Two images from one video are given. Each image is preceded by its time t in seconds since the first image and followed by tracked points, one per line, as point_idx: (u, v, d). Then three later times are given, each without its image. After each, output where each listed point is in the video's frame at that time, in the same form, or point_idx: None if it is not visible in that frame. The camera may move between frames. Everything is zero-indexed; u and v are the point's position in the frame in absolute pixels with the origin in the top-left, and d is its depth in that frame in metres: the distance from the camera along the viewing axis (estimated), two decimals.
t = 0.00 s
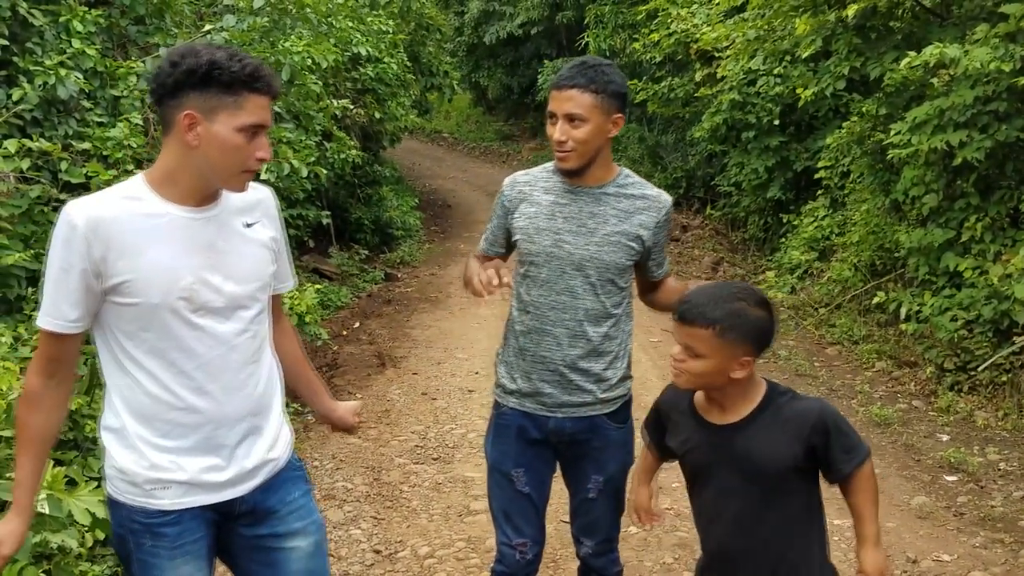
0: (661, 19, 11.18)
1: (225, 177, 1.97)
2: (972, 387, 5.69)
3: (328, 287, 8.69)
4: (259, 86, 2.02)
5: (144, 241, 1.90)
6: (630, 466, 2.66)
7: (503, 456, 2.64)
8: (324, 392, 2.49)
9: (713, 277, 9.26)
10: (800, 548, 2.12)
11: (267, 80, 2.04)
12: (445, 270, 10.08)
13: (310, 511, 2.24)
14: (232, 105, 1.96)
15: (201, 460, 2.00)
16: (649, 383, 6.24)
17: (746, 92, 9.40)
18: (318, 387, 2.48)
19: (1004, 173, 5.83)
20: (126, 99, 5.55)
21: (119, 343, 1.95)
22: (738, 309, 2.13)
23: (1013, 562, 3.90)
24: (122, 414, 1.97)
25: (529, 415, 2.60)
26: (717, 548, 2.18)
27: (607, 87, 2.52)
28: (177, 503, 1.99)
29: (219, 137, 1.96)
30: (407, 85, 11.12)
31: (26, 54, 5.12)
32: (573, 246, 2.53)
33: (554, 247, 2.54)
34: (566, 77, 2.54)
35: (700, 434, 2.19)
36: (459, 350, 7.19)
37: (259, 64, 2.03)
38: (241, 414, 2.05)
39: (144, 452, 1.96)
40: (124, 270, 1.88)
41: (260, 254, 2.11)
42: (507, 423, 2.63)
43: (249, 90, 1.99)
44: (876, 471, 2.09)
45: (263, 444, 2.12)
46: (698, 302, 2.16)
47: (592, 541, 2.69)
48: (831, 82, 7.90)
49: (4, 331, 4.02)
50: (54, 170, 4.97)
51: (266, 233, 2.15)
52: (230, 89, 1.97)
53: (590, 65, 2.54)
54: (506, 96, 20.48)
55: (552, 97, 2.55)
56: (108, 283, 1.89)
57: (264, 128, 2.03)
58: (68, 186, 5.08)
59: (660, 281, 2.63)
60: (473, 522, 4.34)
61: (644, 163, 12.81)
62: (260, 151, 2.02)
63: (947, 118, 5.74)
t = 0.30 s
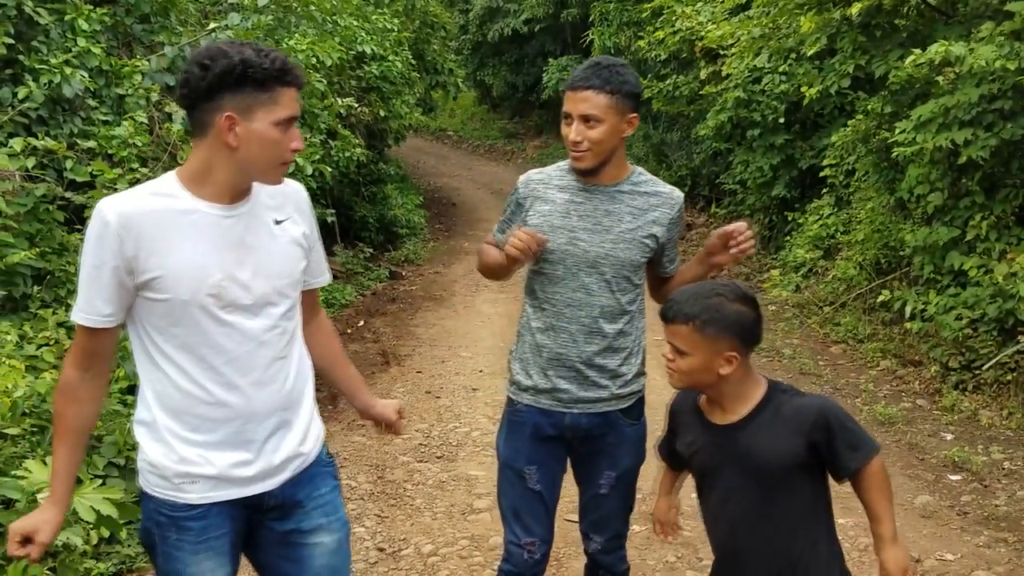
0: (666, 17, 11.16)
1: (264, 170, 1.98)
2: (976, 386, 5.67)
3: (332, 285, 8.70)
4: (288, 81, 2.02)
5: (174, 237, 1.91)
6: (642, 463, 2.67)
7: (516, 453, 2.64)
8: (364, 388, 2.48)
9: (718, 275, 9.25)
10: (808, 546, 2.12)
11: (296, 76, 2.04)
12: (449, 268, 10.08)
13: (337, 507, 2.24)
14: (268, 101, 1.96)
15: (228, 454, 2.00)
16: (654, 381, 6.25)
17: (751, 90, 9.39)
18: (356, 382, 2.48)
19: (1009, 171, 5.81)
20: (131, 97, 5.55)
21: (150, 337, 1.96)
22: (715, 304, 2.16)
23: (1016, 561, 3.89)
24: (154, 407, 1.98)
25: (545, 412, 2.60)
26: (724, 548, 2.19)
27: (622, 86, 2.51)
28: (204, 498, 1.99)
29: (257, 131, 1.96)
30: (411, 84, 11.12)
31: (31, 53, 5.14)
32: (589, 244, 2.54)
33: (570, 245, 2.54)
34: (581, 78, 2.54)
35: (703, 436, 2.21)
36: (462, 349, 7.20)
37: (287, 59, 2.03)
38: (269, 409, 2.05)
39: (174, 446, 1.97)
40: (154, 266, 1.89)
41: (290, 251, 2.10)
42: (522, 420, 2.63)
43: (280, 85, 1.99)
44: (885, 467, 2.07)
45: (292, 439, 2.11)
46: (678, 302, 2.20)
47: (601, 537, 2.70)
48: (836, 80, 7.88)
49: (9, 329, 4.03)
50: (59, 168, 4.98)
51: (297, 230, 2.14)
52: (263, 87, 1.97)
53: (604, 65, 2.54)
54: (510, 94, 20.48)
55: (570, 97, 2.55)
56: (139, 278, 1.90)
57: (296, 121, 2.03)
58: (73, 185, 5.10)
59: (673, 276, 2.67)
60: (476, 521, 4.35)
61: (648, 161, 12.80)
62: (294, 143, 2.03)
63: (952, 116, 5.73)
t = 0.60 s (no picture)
0: (669, 15, 11.17)
1: (273, 170, 1.98)
2: (979, 386, 5.66)
3: (335, 284, 8.71)
4: (299, 80, 2.01)
5: (186, 236, 1.91)
6: (648, 459, 2.68)
7: (524, 447, 2.64)
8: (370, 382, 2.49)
9: (720, 275, 9.24)
10: None
11: (306, 75, 2.04)
12: (451, 268, 10.08)
13: (347, 505, 2.24)
14: (278, 100, 1.96)
15: (240, 453, 2.01)
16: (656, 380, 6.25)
17: (754, 89, 9.39)
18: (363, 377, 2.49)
19: (1012, 171, 5.79)
20: (134, 96, 5.55)
21: (162, 336, 1.96)
22: (727, 308, 2.07)
23: (1018, 562, 3.89)
24: (166, 406, 1.99)
25: (555, 406, 2.60)
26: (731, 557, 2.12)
27: (635, 87, 2.51)
28: (216, 496, 1.99)
29: (266, 130, 1.95)
30: (414, 83, 11.12)
31: (35, 52, 5.16)
32: (598, 244, 2.54)
33: (580, 245, 2.55)
34: (594, 79, 2.53)
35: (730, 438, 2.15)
36: (465, 348, 7.20)
37: (297, 58, 2.02)
38: (281, 408, 2.05)
39: (186, 445, 1.97)
40: (167, 265, 1.89)
41: (300, 248, 2.11)
42: (532, 415, 2.62)
43: (291, 84, 1.99)
44: (905, 512, 1.87)
45: (302, 438, 2.11)
46: (692, 308, 2.12)
47: (607, 533, 2.71)
48: (839, 79, 7.88)
49: (12, 328, 4.04)
50: (62, 168, 4.99)
51: (307, 228, 2.15)
52: (274, 86, 1.96)
53: (618, 66, 2.53)
54: (513, 93, 20.48)
55: (582, 98, 2.54)
56: (152, 278, 1.90)
57: (307, 121, 2.03)
58: (76, 183, 5.11)
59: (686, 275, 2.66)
60: (478, 520, 4.35)
61: (651, 160, 12.79)
62: (306, 142, 2.02)
63: (956, 115, 5.71)
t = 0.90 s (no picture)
0: (669, 15, 11.16)
1: (255, 170, 1.98)
2: (978, 386, 5.66)
3: (335, 283, 8.71)
4: (282, 78, 2.00)
5: (171, 235, 1.89)
6: (647, 457, 2.68)
7: (524, 443, 2.64)
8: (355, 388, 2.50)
9: (720, 274, 9.24)
10: None
11: (288, 72, 2.03)
12: (451, 267, 10.08)
13: (331, 506, 2.25)
14: (260, 99, 1.95)
15: (226, 455, 2.00)
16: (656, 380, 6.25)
17: (755, 88, 9.38)
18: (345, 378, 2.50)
19: (1012, 170, 5.78)
20: (134, 95, 5.53)
21: (147, 337, 1.94)
22: (747, 312, 2.06)
23: (1017, 561, 3.89)
24: (150, 407, 1.97)
25: (554, 403, 2.60)
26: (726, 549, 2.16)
27: (634, 85, 2.51)
28: (202, 497, 1.99)
29: (246, 128, 1.94)
30: (415, 82, 11.12)
31: (35, 51, 5.17)
32: (597, 242, 2.54)
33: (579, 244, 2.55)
34: (594, 77, 2.54)
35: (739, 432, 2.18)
36: (465, 347, 7.20)
37: (279, 56, 2.02)
38: (267, 408, 2.05)
39: (172, 445, 1.96)
40: (151, 265, 1.87)
41: (284, 246, 2.11)
42: (531, 410, 2.63)
43: (273, 83, 1.98)
44: (891, 536, 1.85)
45: (287, 437, 2.12)
46: (713, 305, 2.12)
47: (606, 531, 2.71)
48: (839, 78, 7.87)
49: (12, 327, 4.04)
50: (62, 167, 5.00)
51: (290, 226, 2.16)
52: (256, 84, 1.95)
53: (616, 65, 2.54)
54: (515, 92, 20.49)
55: (581, 97, 2.54)
56: (136, 278, 1.88)
57: (289, 119, 2.02)
58: (75, 182, 5.11)
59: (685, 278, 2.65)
60: (477, 519, 4.36)
61: (652, 158, 12.79)
62: (287, 142, 2.02)
63: (956, 115, 5.70)
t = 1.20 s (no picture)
0: (670, 14, 11.15)
1: (234, 172, 1.97)
2: (979, 385, 5.65)
3: (335, 283, 8.70)
4: (258, 77, 2.01)
5: (152, 236, 1.89)
6: (646, 460, 2.67)
7: (522, 445, 2.64)
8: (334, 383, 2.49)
9: (721, 273, 9.24)
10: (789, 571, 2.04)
11: (265, 72, 2.03)
12: (452, 266, 10.08)
13: (315, 507, 2.25)
14: (237, 99, 1.95)
15: (211, 457, 2.00)
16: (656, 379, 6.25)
17: (755, 87, 9.38)
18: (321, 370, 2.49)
19: (1013, 170, 5.78)
20: (134, 94, 5.52)
21: (129, 339, 1.94)
22: (767, 302, 2.08)
23: (1018, 561, 3.89)
24: (133, 409, 1.97)
25: (552, 404, 2.60)
26: (718, 539, 2.20)
27: (630, 84, 2.50)
28: (188, 500, 1.99)
29: (224, 129, 1.94)
30: (415, 81, 11.11)
31: (35, 49, 5.17)
32: (597, 241, 2.54)
33: (578, 242, 2.55)
34: (590, 76, 2.54)
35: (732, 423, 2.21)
36: (465, 346, 7.20)
37: (256, 56, 2.02)
38: (252, 408, 2.05)
39: (156, 448, 1.96)
40: (134, 267, 1.87)
41: (265, 244, 2.12)
42: (529, 411, 2.63)
43: (249, 82, 1.98)
44: (891, 523, 1.90)
45: (272, 437, 2.12)
46: (729, 292, 2.14)
47: (604, 533, 2.71)
48: (839, 78, 7.87)
49: (12, 326, 4.04)
50: (62, 166, 4.99)
51: (271, 223, 2.17)
52: (233, 84, 1.95)
53: (613, 63, 2.54)
54: (515, 92, 20.49)
55: (578, 96, 2.54)
56: (118, 281, 1.87)
57: (267, 117, 2.02)
58: (76, 181, 5.10)
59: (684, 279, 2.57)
60: (478, 518, 4.36)
61: (652, 157, 12.79)
62: (266, 141, 2.02)
63: (957, 114, 5.70)
